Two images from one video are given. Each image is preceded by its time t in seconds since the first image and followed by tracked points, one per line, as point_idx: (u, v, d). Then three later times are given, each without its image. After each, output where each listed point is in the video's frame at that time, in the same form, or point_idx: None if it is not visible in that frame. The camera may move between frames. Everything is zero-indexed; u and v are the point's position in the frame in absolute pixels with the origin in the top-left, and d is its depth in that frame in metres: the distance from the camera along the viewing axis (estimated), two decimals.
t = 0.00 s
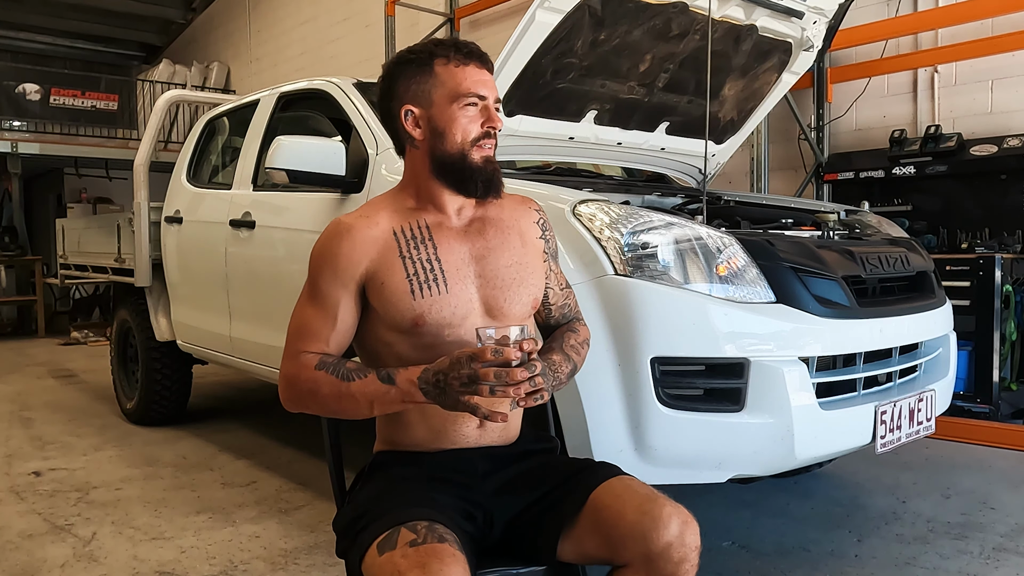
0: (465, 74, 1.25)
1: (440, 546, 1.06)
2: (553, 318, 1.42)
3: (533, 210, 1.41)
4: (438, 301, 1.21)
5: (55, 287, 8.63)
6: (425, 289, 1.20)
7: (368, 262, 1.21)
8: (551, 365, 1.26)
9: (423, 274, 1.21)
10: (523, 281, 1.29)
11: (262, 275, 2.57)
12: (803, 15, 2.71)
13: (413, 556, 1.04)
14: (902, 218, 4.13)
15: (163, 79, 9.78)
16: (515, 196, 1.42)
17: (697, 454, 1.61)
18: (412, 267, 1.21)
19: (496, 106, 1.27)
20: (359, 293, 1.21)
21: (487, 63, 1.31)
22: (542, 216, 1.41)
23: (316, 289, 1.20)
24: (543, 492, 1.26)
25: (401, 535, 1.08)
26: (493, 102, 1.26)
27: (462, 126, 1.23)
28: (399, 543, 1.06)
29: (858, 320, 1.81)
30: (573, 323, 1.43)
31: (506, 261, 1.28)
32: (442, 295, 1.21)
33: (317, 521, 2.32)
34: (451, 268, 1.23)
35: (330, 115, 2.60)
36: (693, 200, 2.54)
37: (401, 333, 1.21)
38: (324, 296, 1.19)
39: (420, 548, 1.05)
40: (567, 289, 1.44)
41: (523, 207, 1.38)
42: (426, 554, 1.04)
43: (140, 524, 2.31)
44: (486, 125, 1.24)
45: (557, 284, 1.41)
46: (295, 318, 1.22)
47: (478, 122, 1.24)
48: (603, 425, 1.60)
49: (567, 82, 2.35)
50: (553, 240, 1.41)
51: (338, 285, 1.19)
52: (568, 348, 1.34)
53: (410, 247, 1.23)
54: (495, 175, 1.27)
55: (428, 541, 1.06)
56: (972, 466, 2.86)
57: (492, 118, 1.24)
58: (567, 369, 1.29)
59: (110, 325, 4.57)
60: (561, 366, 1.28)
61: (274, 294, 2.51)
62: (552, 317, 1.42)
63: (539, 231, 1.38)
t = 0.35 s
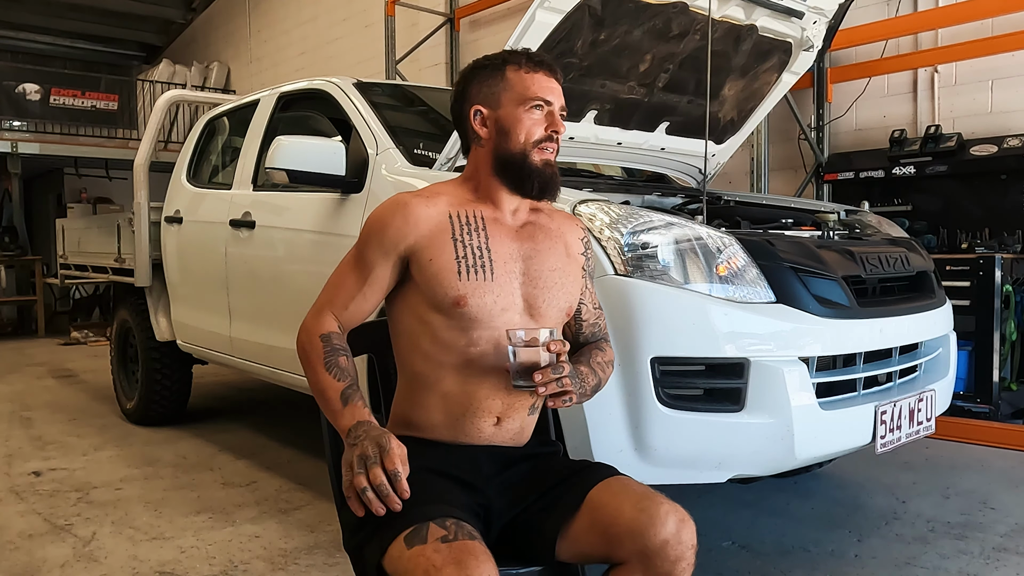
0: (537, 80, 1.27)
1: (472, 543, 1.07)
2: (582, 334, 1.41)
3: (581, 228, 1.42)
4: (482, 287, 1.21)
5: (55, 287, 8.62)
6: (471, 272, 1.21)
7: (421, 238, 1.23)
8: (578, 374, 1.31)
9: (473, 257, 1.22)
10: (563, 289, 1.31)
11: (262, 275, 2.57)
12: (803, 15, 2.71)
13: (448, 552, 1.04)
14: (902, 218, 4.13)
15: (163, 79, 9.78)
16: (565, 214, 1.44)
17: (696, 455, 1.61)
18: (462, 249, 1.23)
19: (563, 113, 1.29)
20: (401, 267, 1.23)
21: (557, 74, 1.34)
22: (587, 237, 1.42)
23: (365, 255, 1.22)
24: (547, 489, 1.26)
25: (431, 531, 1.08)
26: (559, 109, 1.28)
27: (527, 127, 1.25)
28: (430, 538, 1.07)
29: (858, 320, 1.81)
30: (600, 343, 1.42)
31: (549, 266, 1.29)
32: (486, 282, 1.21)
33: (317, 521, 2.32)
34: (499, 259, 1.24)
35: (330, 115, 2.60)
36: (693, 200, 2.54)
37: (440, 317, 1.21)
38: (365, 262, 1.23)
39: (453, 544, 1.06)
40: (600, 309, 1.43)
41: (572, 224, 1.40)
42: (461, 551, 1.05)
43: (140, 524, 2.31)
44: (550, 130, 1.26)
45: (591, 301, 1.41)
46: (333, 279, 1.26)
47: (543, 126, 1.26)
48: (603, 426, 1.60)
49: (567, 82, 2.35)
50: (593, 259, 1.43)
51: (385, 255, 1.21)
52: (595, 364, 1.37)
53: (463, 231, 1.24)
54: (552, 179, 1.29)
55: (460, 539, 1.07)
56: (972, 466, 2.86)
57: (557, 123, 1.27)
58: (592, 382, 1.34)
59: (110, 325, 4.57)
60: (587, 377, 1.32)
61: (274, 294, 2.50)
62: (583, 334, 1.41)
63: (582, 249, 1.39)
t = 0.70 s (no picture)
0: (577, 92, 1.28)
1: (450, 506, 1.13)
2: (607, 345, 1.45)
3: (611, 240, 1.41)
4: (497, 291, 1.25)
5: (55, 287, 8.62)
6: (486, 276, 1.24)
7: (442, 240, 1.26)
8: (589, 380, 1.32)
9: (490, 263, 1.25)
10: (580, 298, 1.32)
11: (261, 275, 2.57)
12: (803, 15, 2.71)
13: (424, 512, 1.10)
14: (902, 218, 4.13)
15: (163, 79, 9.78)
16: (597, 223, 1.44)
17: (697, 455, 1.61)
18: (481, 254, 1.26)
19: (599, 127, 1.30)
20: (424, 265, 1.27)
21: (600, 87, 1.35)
22: (617, 248, 1.42)
23: (389, 251, 1.27)
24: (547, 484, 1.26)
25: (413, 495, 1.14)
26: (595, 123, 1.29)
27: (560, 139, 1.27)
28: (411, 500, 1.13)
29: (857, 320, 1.81)
30: (626, 354, 1.45)
31: (569, 276, 1.31)
32: (501, 286, 1.25)
33: (317, 521, 2.32)
34: (517, 266, 1.27)
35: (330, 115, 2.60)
36: (693, 200, 2.54)
37: (456, 316, 1.25)
38: (389, 255, 1.27)
39: (431, 506, 1.12)
40: (627, 322, 1.47)
41: (602, 235, 1.40)
42: (436, 511, 1.10)
43: (140, 524, 2.31)
44: (583, 143, 1.27)
45: (615, 312, 1.44)
46: (359, 270, 1.31)
47: (575, 140, 1.27)
48: (603, 426, 1.59)
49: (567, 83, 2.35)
50: (622, 270, 1.43)
51: (407, 253, 1.26)
52: (613, 374, 1.39)
53: (485, 235, 1.27)
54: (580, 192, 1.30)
55: (439, 502, 1.13)
56: (972, 466, 2.86)
57: (590, 137, 1.27)
58: (605, 393, 1.34)
59: (110, 325, 4.56)
60: (600, 387, 1.33)
61: (274, 294, 2.50)
62: (607, 345, 1.45)
63: (609, 261, 1.39)
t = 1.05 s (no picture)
0: (567, 95, 1.26)
1: (427, 506, 1.14)
2: (602, 342, 1.45)
3: (602, 238, 1.40)
4: (485, 290, 1.24)
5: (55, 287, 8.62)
6: (475, 276, 1.24)
7: (431, 240, 1.26)
8: (583, 374, 1.32)
9: (478, 262, 1.25)
10: (571, 297, 1.31)
11: (261, 275, 2.57)
12: (803, 15, 2.71)
13: (400, 512, 1.12)
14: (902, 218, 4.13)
15: (163, 79, 9.78)
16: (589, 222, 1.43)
17: (696, 454, 1.61)
18: (470, 253, 1.25)
19: (588, 131, 1.28)
20: (415, 264, 1.27)
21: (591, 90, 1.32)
22: (608, 245, 1.41)
23: (380, 250, 1.28)
24: (544, 485, 1.26)
25: (392, 496, 1.17)
26: (584, 127, 1.27)
27: (547, 142, 1.26)
28: (391, 501, 1.15)
29: (857, 320, 1.81)
30: (621, 350, 1.45)
31: (559, 275, 1.29)
32: (489, 284, 1.24)
33: (317, 521, 2.32)
34: (506, 265, 1.26)
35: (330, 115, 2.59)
36: (693, 200, 2.54)
37: (446, 316, 1.25)
38: (381, 256, 1.27)
39: (408, 506, 1.14)
40: (621, 318, 1.47)
41: (593, 233, 1.39)
42: (412, 511, 1.12)
43: (140, 524, 2.31)
44: (570, 147, 1.26)
45: (608, 308, 1.44)
46: (352, 269, 1.31)
47: (563, 144, 1.26)
48: (603, 426, 1.59)
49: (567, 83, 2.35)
50: (614, 268, 1.42)
51: (397, 253, 1.26)
52: (609, 369, 1.38)
53: (474, 235, 1.27)
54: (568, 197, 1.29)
55: (416, 504, 1.14)
56: (972, 466, 2.86)
57: (578, 142, 1.26)
58: (601, 387, 1.34)
59: (110, 325, 4.56)
60: (596, 382, 1.33)
61: (274, 294, 2.50)
62: (603, 342, 1.45)
63: (600, 258, 1.38)
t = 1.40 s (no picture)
0: (508, 99, 1.29)
1: (427, 527, 1.12)
2: (566, 336, 1.47)
3: (551, 237, 1.45)
4: (445, 296, 1.27)
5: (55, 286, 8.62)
6: (434, 282, 1.27)
7: (388, 249, 1.28)
8: (554, 367, 1.33)
9: (436, 268, 1.27)
10: (528, 295, 1.35)
11: (261, 275, 2.57)
12: (803, 15, 2.71)
13: (402, 535, 1.10)
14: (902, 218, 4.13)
15: (163, 79, 9.78)
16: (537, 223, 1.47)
17: (696, 455, 1.61)
18: (427, 260, 1.28)
19: (529, 133, 1.31)
20: (373, 276, 1.29)
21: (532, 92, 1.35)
22: (558, 244, 1.45)
23: (337, 262, 1.28)
24: (538, 488, 1.29)
25: (391, 518, 1.14)
26: (525, 130, 1.30)
27: (489, 146, 1.29)
28: (389, 524, 1.13)
29: (858, 320, 1.81)
30: (585, 342, 1.47)
31: (514, 275, 1.33)
32: (450, 290, 1.27)
33: (317, 521, 2.32)
34: (463, 269, 1.29)
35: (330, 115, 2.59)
36: (693, 200, 2.54)
37: (407, 323, 1.27)
38: (340, 269, 1.28)
39: (408, 528, 1.11)
40: (581, 312, 1.48)
41: (543, 233, 1.43)
42: (413, 533, 1.10)
43: (140, 524, 2.31)
44: (510, 150, 1.29)
45: (566, 305, 1.46)
46: (309, 284, 1.31)
47: (502, 147, 1.29)
48: (603, 426, 1.60)
49: (567, 82, 2.35)
50: (566, 265, 1.46)
51: (356, 265, 1.27)
52: (576, 360, 1.39)
53: (429, 242, 1.29)
54: (511, 198, 1.33)
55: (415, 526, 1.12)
56: (972, 466, 2.86)
57: (517, 145, 1.29)
58: (572, 379, 1.34)
59: (110, 325, 4.56)
60: (566, 374, 1.34)
61: (274, 294, 2.50)
62: (565, 337, 1.47)
63: (552, 257, 1.42)
